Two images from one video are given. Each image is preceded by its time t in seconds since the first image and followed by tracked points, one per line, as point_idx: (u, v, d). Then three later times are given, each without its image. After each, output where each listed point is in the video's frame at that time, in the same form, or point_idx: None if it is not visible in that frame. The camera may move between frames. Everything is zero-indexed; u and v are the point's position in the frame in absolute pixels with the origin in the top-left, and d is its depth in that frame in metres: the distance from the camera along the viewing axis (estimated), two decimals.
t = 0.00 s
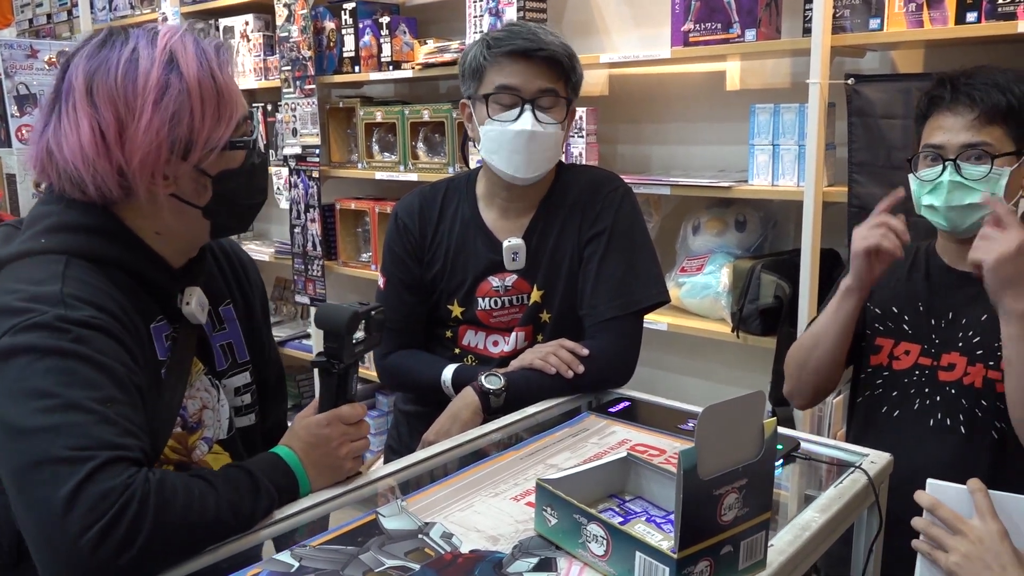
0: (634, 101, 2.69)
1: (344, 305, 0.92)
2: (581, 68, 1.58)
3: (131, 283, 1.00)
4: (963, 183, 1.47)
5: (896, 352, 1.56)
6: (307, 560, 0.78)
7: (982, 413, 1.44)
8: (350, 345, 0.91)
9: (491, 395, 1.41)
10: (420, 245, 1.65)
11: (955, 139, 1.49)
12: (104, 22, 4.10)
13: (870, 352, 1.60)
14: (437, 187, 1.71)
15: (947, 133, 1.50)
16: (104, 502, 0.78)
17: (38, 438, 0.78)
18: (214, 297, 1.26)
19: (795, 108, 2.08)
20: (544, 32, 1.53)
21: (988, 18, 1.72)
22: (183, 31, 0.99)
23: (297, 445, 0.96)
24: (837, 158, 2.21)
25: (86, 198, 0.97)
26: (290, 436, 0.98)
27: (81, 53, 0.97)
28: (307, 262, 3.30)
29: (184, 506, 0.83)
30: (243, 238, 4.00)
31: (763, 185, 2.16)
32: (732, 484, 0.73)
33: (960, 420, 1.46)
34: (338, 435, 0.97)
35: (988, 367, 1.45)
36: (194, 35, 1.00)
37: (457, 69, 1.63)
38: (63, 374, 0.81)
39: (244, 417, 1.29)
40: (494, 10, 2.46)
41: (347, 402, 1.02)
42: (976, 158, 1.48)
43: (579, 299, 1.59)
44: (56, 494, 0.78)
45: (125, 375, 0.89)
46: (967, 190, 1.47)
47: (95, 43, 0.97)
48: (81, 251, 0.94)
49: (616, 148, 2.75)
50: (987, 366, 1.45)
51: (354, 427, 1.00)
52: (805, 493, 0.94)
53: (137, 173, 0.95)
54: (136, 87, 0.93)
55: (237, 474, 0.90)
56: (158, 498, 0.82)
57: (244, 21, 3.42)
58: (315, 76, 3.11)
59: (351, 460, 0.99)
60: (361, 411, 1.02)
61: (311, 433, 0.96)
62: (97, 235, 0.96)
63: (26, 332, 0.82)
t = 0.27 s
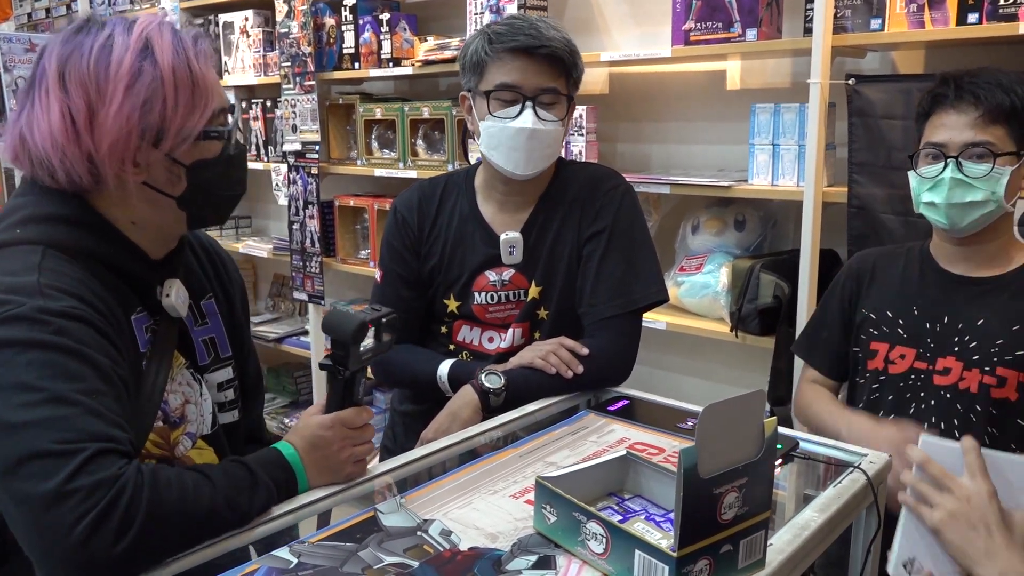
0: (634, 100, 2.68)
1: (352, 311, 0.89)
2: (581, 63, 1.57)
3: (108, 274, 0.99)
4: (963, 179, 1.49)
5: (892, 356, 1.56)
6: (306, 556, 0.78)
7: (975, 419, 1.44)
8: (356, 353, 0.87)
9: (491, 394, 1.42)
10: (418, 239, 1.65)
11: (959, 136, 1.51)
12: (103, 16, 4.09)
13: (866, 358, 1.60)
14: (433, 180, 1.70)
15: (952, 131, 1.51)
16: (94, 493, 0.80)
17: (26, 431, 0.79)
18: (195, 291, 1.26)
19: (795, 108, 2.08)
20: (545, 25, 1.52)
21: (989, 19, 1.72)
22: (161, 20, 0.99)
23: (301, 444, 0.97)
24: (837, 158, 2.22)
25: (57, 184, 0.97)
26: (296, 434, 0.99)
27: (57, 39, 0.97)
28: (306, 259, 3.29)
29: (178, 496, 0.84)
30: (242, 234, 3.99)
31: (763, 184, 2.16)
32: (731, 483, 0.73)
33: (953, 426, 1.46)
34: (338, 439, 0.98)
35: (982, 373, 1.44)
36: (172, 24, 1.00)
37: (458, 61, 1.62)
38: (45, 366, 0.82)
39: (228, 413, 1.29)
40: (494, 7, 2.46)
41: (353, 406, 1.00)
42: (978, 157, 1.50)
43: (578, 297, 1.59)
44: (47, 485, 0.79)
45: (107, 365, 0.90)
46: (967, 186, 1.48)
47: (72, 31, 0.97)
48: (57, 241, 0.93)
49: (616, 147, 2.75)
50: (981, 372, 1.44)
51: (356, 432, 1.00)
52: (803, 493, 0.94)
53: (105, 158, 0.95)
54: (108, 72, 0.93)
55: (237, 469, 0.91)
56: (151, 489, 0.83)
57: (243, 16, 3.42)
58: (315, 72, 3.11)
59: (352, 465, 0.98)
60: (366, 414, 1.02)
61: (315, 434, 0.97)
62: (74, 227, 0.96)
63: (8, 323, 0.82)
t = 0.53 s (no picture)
0: (632, 99, 2.68)
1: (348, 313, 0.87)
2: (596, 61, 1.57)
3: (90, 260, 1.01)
4: (964, 172, 1.49)
5: (889, 359, 1.56)
6: (304, 555, 0.78)
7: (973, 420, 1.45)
8: (351, 355, 0.86)
9: (493, 397, 1.41)
10: (416, 230, 1.63)
11: (960, 131, 1.52)
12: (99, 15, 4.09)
13: (863, 359, 1.60)
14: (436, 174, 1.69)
15: (953, 125, 1.52)
16: (64, 493, 0.82)
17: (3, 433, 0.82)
18: (185, 279, 1.26)
19: (793, 107, 2.09)
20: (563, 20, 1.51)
21: (987, 18, 1.72)
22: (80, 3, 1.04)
23: (297, 450, 0.98)
24: (834, 157, 2.22)
25: (25, 181, 1.01)
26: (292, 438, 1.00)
27: None
28: (304, 258, 3.29)
29: (146, 496, 0.87)
30: (239, 234, 3.99)
31: (761, 183, 2.16)
32: (729, 482, 0.73)
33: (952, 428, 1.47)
34: (336, 442, 0.97)
35: (980, 376, 1.46)
36: (91, 3, 1.04)
37: (470, 50, 1.60)
38: (21, 367, 0.84)
39: (233, 395, 1.30)
40: (492, 6, 2.46)
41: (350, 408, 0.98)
42: (979, 151, 1.51)
43: (580, 296, 1.59)
44: (16, 486, 0.81)
45: (87, 364, 0.91)
46: (968, 180, 1.48)
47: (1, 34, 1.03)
48: (36, 238, 0.96)
49: (613, 146, 2.75)
50: (978, 375, 1.46)
51: (353, 435, 0.99)
52: (801, 492, 0.94)
53: (50, 138, 0.98)
54: (35, 59, 0.97)
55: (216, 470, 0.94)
56: (119, 489, 0.86)
57: (241, 15, 3.41)
58: (313, 71, 3.10)
59: (351, 466, 0.97)
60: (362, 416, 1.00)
61: (313, 437, 0.97)
62: (54, 220, 1.00)
63: None
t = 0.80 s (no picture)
0: (630, 98, 2.68)
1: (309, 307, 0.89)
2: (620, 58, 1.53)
3: (84, 264, 1.03)
4: (957, 170, 1.49)
5: (884, 359, 1.56)
6: (300, 555, 0.78)
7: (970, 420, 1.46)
8: (320, 344, 0.88)
9: (488, 397, 1.42)
10: (425, 213, 1.57)
11: (952, 129, 1.51)
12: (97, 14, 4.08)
13: (860, 360, 1.60)
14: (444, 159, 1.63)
15: (946, 128, 1.51)
16: (38, 536, 0.88)
17: None
18: (180, 272, 1.26)
19: (790, 106, 2.09)
20: (592, 13, 1.46)
21: (984, 17, 1.72)
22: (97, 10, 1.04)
23: (285, 456, 0.97)
24: (833, 156, 2.22)
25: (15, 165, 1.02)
26: (281, 446, 0.98)
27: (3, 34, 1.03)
28: (301, 257, 3.29)
29: (112, 537, 0.89)
30: (237, 233, 3.98)
31: (759, 182, 2.16)
32: (726, 481, 0.73)
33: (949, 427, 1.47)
34: (322, 441, 0.96)
35: (976, 376, 1.45)
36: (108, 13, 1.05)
37: (494, 35, 1.55)
38: None
39: (234, 383, 1.30)
40: (490, 5, 2.46)
41: (336, 405, 0.99)
42: (971, 149, 1.50)
43: (583, 292, 1.58)
44: (2, 526, 0.88)
45: (67, 395, 0.91)
46: (961, 178, 1.48)
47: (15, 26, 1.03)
48: (27, 245, 0.97)
49: (611, 145, 2.75)
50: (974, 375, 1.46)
51: (338, 431, 0.98)
52: (798, 491, 0.94)
53: (41, 128, 0.98)
54: (41, 52, 0.98)
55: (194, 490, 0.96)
56: (102, 519, 0.90)
57: (238, 14, 3.40)
58: (311, 70, 3.10)
59: (340, 464, 0.96)
60: (348, 414, 1.00)
61: (297, 439, 0.96)
62: (50, 226, 1.01)
63: None
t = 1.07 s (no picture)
0: (631, 97, 2.68)
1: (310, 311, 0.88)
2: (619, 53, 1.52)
3: (97, 260, 1.03)
4: (951, 170, 1.49)
5: (885, 358, 1.56)
6: (301, 554, 0.78)
7: (970, 420, 1.46)
8: (321, 347, 0.88)
9: (489, 397, 1.43)
10: (449, 199, 1.54)
11: (946, 129, 1.51)
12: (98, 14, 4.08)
13: (860, 359, 1.60)
14: (459, 147, 1.62)
15: (942, 126, 1.51)
16: (40, 530, 0.90)
17: None
18: (199, 270, 1.25)
19: (791, 105, 2.09)
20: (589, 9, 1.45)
21: (985, 15, 1.72)
22: (151, 16, 1.04)
23: (285, 456, 0.97)
24: (833, 155, 2.22)
25: (58, 166, 1.02)
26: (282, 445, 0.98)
27: (54, 32, 1.03)
28: (302, 256, 3.29)
29: (106, 532, 0.91)
30: (238, 232, 3.98)
31: (760, 181, 2.16)
32: (727, 481, 0.73)
33: (949, 428, 1.48)
34: (321, 442, 0.96)
35: (977, 376, 1.45)
36: (161, 19, 1.04)
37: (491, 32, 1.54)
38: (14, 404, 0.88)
39: (240, 387, 1.28)
40: (490, 4, 2.46)
41: (336, 407, 1.00)
42: (966, 149, 1.50)
43: (587, 285, 1.57)
44: (4, 516, 0.90)
45: (80, 389, 0.93)
46: (955, 178, 1.48)
47: (66, 24, 1.03)
48: (50, 240, 0.98)
49: (612, 144, 2.75)
50: (976, 375, 1.46)
51: (340, 433, 0.98)
52: (799, 490, 0.94)
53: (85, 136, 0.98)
54: (91, 57, 0.97)
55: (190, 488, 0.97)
56: (92, 522, 0.91)
57: (238, 13, 3.40)
58: (311, 69, 3.10)
59: (340, 464, 0.96)
60: (348, 416, 1.00)
61: (300, 440, 0.96)
62: (70, 221, 1.01)
63: None
